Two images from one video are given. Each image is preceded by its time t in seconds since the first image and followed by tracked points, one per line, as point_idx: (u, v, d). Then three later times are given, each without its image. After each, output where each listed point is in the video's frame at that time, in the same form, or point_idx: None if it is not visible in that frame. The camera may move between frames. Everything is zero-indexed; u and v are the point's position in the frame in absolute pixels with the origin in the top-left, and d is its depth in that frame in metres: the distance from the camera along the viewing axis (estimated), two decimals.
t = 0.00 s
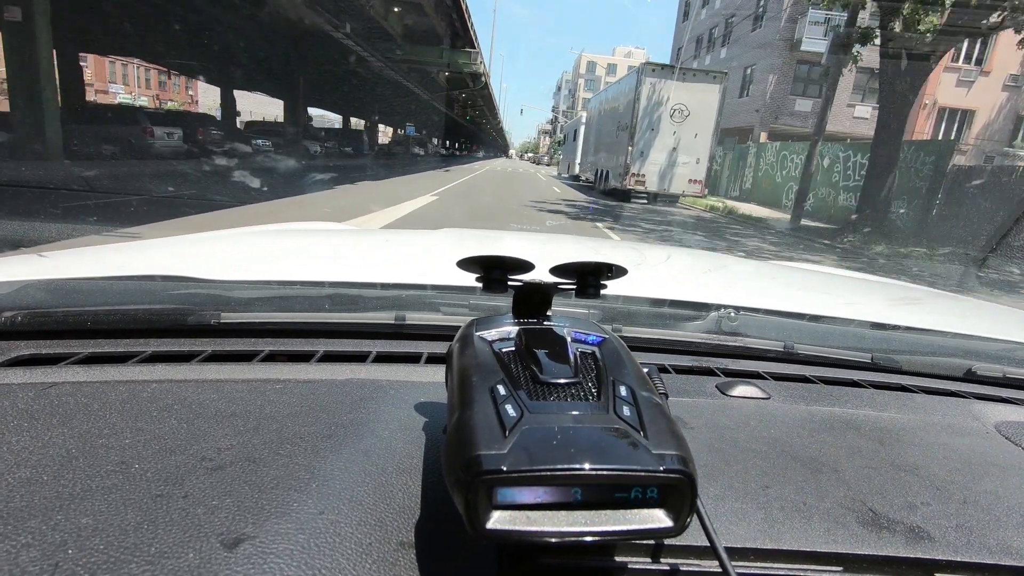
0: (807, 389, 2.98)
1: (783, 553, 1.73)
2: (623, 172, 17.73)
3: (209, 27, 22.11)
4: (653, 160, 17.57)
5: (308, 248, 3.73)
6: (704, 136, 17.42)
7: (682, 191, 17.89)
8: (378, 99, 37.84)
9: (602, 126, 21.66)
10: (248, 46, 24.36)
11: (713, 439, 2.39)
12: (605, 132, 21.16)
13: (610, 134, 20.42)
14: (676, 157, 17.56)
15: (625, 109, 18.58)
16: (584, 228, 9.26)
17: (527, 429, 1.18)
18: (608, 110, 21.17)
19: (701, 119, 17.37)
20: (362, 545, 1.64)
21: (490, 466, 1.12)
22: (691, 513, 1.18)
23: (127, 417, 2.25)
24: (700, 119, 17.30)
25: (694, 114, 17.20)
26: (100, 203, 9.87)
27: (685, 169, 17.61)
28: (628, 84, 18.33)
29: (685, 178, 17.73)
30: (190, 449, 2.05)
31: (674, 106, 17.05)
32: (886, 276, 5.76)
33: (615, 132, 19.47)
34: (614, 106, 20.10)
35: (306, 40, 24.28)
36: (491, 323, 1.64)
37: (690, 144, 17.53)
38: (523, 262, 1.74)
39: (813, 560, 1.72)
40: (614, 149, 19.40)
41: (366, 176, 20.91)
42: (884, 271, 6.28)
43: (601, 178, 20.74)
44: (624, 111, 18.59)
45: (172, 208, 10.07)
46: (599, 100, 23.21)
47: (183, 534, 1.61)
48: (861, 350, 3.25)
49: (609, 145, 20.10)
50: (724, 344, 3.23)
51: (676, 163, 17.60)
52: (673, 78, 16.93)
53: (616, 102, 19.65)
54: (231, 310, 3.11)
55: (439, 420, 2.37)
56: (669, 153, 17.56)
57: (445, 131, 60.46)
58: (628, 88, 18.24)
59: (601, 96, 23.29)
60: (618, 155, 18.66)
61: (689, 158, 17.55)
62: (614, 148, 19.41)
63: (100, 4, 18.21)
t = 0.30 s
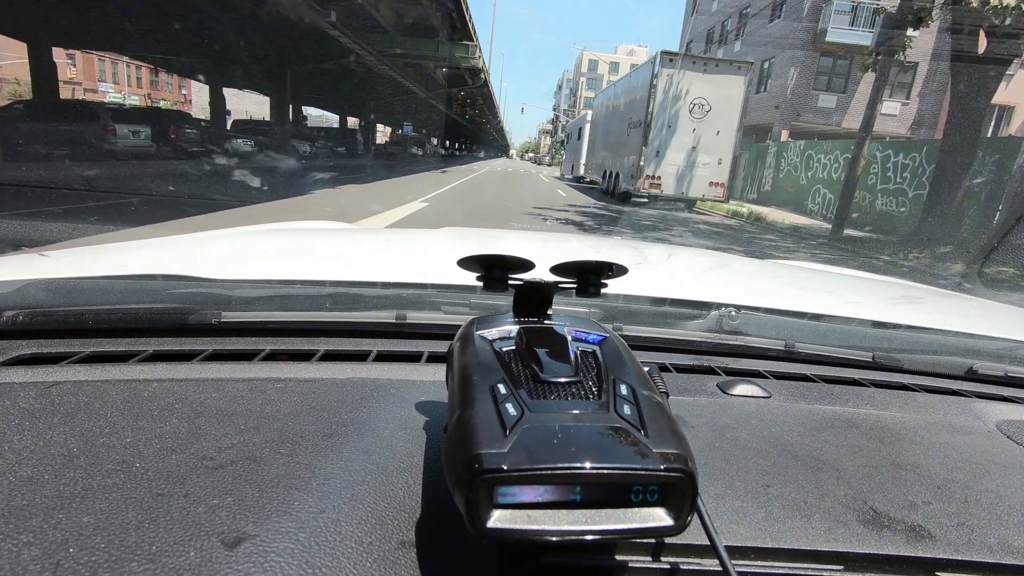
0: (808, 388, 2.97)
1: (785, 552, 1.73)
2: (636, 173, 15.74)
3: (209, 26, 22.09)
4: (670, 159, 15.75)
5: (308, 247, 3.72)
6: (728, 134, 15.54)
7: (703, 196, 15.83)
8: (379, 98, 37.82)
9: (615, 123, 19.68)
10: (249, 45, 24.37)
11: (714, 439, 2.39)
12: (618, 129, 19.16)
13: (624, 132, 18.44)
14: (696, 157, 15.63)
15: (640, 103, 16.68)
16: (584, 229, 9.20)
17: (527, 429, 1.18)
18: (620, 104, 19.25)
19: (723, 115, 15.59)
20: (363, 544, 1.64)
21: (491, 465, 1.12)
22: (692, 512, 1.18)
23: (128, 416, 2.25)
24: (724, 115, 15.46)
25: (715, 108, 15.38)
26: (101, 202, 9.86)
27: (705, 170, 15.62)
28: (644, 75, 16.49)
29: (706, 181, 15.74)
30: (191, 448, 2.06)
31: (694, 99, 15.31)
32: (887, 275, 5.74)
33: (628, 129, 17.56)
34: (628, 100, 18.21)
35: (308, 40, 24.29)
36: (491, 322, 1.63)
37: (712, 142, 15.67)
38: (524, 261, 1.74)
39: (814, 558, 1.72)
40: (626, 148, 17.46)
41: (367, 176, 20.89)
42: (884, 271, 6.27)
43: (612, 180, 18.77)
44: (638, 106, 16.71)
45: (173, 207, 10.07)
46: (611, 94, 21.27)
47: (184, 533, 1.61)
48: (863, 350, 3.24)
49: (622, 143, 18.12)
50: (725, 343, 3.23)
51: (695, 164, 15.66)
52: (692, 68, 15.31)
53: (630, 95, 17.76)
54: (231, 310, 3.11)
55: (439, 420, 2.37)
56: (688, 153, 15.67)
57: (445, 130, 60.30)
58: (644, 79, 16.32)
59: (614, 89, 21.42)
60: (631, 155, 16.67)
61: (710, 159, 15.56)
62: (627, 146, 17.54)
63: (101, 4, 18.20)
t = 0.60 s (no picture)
0: (812, 387, 2.97)
1: (788, 550, 1.73)
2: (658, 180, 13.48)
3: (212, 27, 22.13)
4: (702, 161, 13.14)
5: (310, 247, 3.72)
6: (772, 129, 12.97)
7: (739, 205, 13.52)
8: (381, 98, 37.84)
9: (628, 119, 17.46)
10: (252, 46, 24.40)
11: (717, 438, 2.39)
12: (631, 128, 16.91)
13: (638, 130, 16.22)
14: (731, 158, 13.32)
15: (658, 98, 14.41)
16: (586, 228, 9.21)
17: (530, 429, 1.18)
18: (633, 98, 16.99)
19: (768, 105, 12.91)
20: (366, 544, 1.64)
21: (494, 465, 1.12)
22: (695, 511, 1.18)
23: (132, 415, 2.26)
24: (766, 108, 12.87)
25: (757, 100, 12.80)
26: (104, 203, 9.87)
27: (743, 174, 13.32)
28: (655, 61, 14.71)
29: (743, 186, 13.40)
30: (194, 448, 2.06)
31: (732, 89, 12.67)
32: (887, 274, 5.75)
33: (645, 127, 15.27)
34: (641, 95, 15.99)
35: (309, 41, 24.33)
36: (494, 322, 1.63)
37: (753, 140, 13.11)
38: (525, 260, 1.74)
39: (818, 557, 1.72)
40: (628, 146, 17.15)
41: (369, 176, 20.91)
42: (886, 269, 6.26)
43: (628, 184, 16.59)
44: (657, 103, 14.41)
45: (176, 208, 10.07)
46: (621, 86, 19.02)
47: (188, 533, 1.61)
48: (866, 349, 3.24)
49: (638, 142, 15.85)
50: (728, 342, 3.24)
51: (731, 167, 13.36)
52: (729, 49, 12.52)
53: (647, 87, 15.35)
54: (234, 310, 3.13)
55: (442, 419, 2.37)
56: (720, 154, 13.33)
57: (446, 130, 60.34)
58: (664, 68, 13.97)
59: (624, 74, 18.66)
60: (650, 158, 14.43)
61: (747, 161, 13.24)
62: (643, 148, 15.29)
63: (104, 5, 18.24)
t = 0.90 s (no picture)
0: (814, 389, 2.96)
1: (789, 552, 1.73)
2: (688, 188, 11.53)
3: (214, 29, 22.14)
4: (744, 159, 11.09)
5: (311, 248, 3.70)
6: (826, 123, 10.93)
7: (786, 214, 11.48)
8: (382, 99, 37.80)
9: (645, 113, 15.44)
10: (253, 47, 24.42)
11: (718, 439, 2.38)
12: (649, 123, 14.93)
13: (683, 103, 12.50)
14: (777, 159, 11.30)
15: (692, 82, 11.97)
16: (587, 229, 9.19)
17: (531, 429, 1.18)
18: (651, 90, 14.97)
19: (822, 95, 10.86)
20: (366, 545, 1.65)
21: (494, 466, 1.12)
22: (695, 512, 1.17)
23: (133, 416, 2.26)
24: (818, 98, 10.85)
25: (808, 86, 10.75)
26: (105, 205, 9.85)
27: (790, 177, 11.31)
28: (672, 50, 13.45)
29: (791, 193, 11.43)
30: (195, 449, 2.06)
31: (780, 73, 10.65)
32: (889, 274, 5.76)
33: (669, 123, 13.29)
34: (662, 86, 13.98)
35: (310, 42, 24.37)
36: (495, 322, 1.63)
37: (804, 136, 11.07)
38: (527, 261, 1.74)
39: (819, 558, 1.72)
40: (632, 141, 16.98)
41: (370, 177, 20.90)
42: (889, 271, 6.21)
43: (648, 188, 14.63)
44: (684, 95, 12.42)
45: (178, 209, 10.05)
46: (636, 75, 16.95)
47: (189, 534, 1.61)
48: (868, 350, 3.24)
49: (665, 136, 13.48)
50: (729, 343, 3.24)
51: (776, 169, 11.39)
52: (777, 26, 10.42)
53: (670, 77, 13.35)
54: (235, 310, 3.13)
55: (443, 420, 2.37)
56: (763, 154, 11.31)
57: (446, 130, 60.38)
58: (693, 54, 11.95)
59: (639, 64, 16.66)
60: (678, 160, 12.44)
61: (796, 163, 11.25)
62: (667, 147, 13.32)
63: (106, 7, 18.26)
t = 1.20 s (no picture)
0: (815, 389, 2.96)
1: (791, 552, 1.72)
2: (739, 196, 9.50)
3: (215, 31, 22.18)
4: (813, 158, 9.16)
5: (312, 248, 3.69)
6: (918, 114, 8.93)
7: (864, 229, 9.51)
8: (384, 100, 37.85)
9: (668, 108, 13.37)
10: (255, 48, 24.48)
11: (719, 439, 2.39)
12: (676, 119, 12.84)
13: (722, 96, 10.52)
14: (855, 160, 9.27)
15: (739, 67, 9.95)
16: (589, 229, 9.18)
17: (533, 430, 1.18)
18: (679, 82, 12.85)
19: (915, 78, 8.83)
20: (368, 545, 1.65)
21: (496, 466, 1.12)
22: (698, 513, 1.17)
23: (135, 417, 2.26)
24: (908, 82, 8.85)
25: (897, 67, 8.77)
26: (107, 205, 9.87)
27: (872, 183, 9.29)
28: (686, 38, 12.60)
29: (871, 204, 9.44)
30: (196, 449, 2.07)
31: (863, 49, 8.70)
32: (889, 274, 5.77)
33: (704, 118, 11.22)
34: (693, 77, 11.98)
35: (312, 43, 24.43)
36: (496, 323, 1.64)
37: (889, 130, 9.04)
38: (528, 261, 1.73)
39: (820, 558, 1.71)
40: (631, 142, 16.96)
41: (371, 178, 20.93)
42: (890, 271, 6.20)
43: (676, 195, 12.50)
44: (725, 83, 10.42)
45: (179, 210, 10.07)
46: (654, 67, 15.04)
47: (190, 535, 1.61)
48: (869, 350, 3.24)
49: (699, 133, 11.38)
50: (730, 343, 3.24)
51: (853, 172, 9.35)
52: None
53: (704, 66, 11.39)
54: (237, 312, 3.14)
55: (444, 421, 2.37)
56: (837, 153, 9.28)
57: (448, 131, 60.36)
58: (737, 33, 9.98)
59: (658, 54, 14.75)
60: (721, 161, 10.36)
61: (879, 165, 9.22)
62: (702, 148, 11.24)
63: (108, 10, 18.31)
